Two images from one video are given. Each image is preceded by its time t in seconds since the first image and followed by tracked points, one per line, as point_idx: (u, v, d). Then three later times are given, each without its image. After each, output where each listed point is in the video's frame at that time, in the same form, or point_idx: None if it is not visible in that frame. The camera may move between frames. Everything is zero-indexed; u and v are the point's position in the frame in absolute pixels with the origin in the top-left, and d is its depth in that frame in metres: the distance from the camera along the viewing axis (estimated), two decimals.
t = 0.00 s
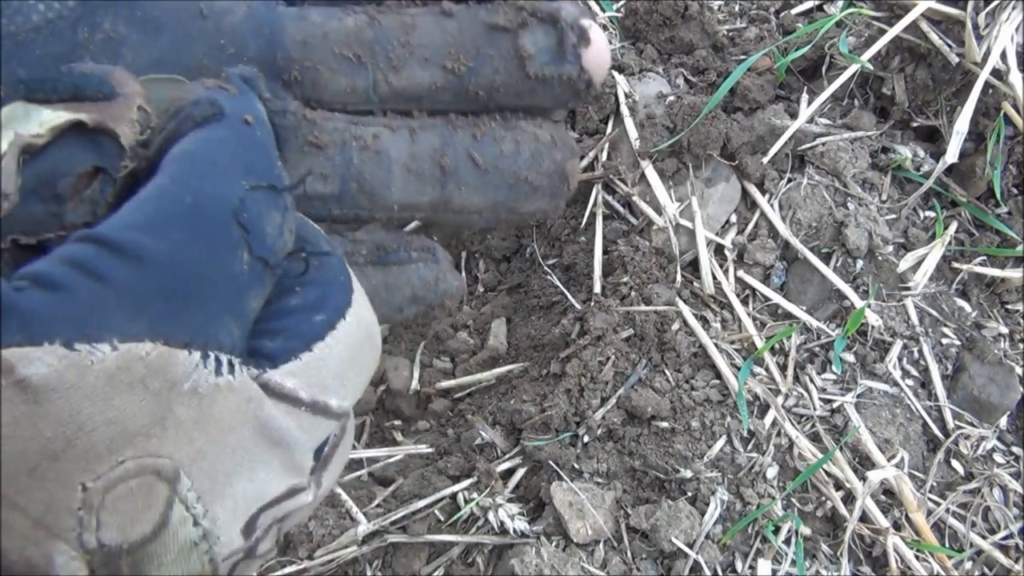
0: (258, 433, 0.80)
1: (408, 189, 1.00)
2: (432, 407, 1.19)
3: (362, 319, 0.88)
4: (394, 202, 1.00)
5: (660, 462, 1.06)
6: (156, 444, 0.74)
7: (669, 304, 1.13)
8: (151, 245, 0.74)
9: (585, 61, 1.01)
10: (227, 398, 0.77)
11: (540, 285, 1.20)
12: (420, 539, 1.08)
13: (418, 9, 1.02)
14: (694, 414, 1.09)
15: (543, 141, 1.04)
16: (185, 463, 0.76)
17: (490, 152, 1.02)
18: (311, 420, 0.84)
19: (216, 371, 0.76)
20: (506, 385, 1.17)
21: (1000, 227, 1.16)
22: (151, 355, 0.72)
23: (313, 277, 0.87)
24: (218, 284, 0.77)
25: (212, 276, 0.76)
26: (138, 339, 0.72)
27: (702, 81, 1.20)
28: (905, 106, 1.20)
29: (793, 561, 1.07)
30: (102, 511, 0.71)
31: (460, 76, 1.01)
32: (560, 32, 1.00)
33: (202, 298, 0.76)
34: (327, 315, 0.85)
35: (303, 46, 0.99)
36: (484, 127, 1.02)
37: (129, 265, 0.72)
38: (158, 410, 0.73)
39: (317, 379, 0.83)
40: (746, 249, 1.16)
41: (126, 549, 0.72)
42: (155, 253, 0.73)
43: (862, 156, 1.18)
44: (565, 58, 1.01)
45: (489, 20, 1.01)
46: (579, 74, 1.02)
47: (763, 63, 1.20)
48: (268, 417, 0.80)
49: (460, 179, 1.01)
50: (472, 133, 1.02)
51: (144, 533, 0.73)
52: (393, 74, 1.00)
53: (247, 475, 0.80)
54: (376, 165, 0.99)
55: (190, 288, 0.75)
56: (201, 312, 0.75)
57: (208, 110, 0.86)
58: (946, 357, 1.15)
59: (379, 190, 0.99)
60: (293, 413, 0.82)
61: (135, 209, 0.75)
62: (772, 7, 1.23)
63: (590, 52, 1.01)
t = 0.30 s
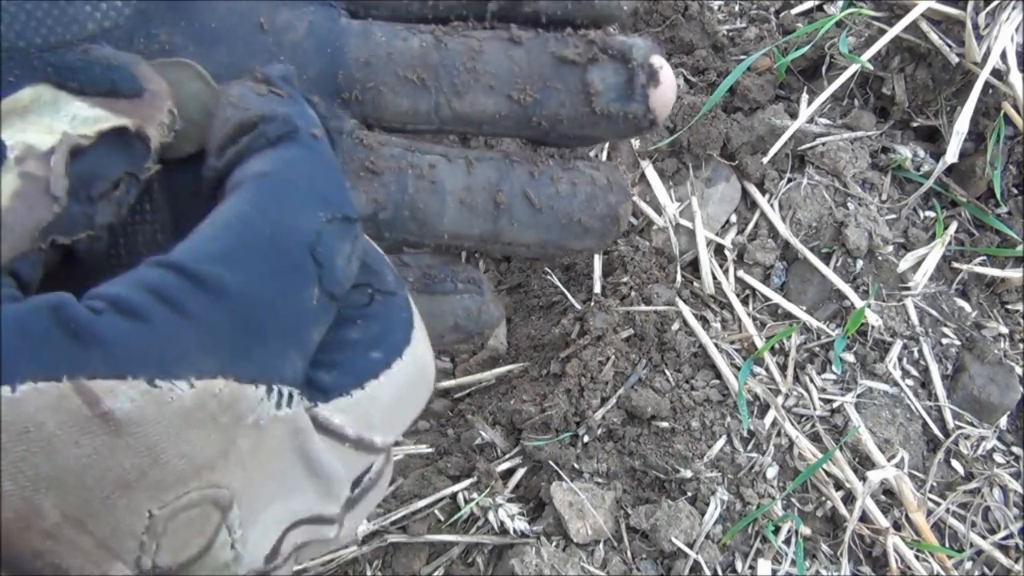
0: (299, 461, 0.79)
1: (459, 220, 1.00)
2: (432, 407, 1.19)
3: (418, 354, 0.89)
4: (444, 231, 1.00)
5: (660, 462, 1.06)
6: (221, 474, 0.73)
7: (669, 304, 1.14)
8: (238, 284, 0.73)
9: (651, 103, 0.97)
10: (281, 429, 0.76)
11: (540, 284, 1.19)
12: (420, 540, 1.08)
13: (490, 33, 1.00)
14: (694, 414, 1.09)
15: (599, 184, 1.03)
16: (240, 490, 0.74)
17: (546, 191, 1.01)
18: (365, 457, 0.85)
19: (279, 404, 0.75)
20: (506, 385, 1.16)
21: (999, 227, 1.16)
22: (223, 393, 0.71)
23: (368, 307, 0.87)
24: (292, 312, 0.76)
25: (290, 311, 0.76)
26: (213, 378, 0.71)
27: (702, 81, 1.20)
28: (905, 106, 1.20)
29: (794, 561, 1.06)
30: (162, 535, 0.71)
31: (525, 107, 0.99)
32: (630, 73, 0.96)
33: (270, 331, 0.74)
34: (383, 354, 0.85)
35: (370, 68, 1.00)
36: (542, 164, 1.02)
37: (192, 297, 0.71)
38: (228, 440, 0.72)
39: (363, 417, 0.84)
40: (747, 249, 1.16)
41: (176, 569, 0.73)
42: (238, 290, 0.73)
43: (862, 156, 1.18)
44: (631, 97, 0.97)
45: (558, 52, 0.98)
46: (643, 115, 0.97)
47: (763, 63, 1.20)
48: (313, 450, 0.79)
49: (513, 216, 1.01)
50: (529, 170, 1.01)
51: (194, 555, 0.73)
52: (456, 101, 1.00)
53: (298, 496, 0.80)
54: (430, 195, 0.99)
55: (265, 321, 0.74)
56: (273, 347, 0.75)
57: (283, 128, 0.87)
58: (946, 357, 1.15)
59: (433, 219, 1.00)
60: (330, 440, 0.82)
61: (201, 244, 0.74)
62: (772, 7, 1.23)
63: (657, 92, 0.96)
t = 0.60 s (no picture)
0: (292, 442, 0.78)
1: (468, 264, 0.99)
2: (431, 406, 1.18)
3: (441, 340, 0.82)
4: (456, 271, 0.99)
5: (660, 462, 1.06)
6: (190, 447, 0.74)
7: (669, 304, 1.14)
8: (187, 253, 0.76)
9: (656, 165, 1.01)
10: (259, 399, 0.76)
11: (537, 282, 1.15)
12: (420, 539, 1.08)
13: (510, 89, 1.00)
14: (694, 414, 1.09)
15: (604, 237, 1.03)
16: (218, 468, 0.75)
17: (555, 243, 1.01)
18: (387, 455, 0.82)
19: (251, 371, 0.76)
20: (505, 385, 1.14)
21: (1000, 227, 1.16)
22: (176, 353, 0.73)
23: (390, 290, 0.84)
24: (252, 275, 0.78)
25: (250, 272, 0.78)
26: (164, 340, 0.73)
27: (702, 81, 1.20)
28: (905, 106, 1.19)
29: (793, 560, 1.07)
30: (124, 513, 0.72)
31: (538, 162, 1.00)
32: (638, 137, 0.99)
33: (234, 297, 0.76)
34: (391, 337, 0.82)
35: (393, 116, 0.98)
36: (552, 215, 1.02)
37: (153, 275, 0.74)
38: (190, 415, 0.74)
39: (363, 400, 0.81)
40: (747, 249, 1.16)
41: (150, 552, 0.73)
42: (188, 259, 0.76)
43: (862, 156, 1.18)
44: (639, 159, 1.00)
45: (572, 113, 0.99)
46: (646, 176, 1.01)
47: (763, 63, 1.20)
48: (306, 425, 0.79)
49: (522, 264, 1.00)
50: (539, 220, 1.01)
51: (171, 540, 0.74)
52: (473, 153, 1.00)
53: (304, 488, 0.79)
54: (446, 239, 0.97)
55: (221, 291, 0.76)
56: (231, 305, 0.76)
57: (248, 121, 0.86)
58: (946, 357, 1.15)
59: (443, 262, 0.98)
60: (326, 427, 0.80)
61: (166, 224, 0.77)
62: (772, 7, 1.23)
63: (662, 155, 1.00)
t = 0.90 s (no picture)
0: (258, 373, 0.74)
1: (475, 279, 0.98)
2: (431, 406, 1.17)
3: (392, 247, 0.78)
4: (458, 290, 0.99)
5: (660, 462, 1.06)
6: (133, 377, 0.71)
7: (669, 304, 1.14)
8: (117, 190, 0.74)
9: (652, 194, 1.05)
10: (210, 330, 0.73)
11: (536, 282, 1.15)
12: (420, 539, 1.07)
13: (521, 118, 1.02)
14: (694, 414, 1.09)
15: (598, 258, 1.04)
16: (172, 399, 0.72)
17: (555, 264, 1.02)
18: (361, 372, 0.77)
19: (200, 302, 0.73)
20: (506, 385, 1.14)
21: (999, 227, 1.16)
22: (117, 282, 0.71)
23: (342, 214, 0.80)
24: (193, 214, 0.75)
25: (194, 221, 0.74)
26: (102, 268, 0.71)
27: (702, 81, 1.20)
28: (905, 106, 1.19)
29: (793, 560, 1.07)
30: (74, 448, 0.70)
31: (546, 189, 1.02)
32: (638, 172, 1.02)
33: (176, 235, 0.73)
34: (344, 253, 0.77)
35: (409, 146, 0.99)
36: (552, 237, 1.02)
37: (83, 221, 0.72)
38: (132, 343, 0.71)
39: (322, 317, 0.76)
40: (747, 249, 1.16)
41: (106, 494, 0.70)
42: (119, 196, 0.73)
43: (862, 156, 1.18)
44: (637, 193, 1.03)
45: (578, 145, 1.01)
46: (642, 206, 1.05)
47: (763, 63, 1.20)
48: (265, 349, 0.74)
49: (523, 284, 1.01)
50: (540, 242, 1.01)
51: (132, 477, 0.70)
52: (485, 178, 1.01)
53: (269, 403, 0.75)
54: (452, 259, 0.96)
55: (146, 224, 0.73)
56: (177, 246, 0.73)
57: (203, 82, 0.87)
58: (946, 357, 1.15)
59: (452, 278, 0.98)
60: (294, 351, 0.76)
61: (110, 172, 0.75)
62: (772, 7, 1.23)
63: (659, 186, 1.05)
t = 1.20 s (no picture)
0: (257, 319, 0.71)
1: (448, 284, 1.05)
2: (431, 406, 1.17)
3: (375, 194, 0.76)
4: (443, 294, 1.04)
5: (660, 462, 1.06)
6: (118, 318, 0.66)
7: (669, 304, 1.14)
8: (109, 147, 0.70)
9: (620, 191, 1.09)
10: (206, 280, 0.69)
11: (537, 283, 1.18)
12: (420, 540, 1.07)
13: (509, 141, 1.04)
14: (694, 414, 1.09)
15: (559, 267, 1.11)
16: (169, 338, 0.68)
17: (524, 272, 1.08)
18: (357, 311, 0.75)
19: (194, 252, 0.69)
20: (506, 385, 1.15)
21: (1000, 227, 1.16)
22: (108, 229, 0.66)
23: (318, 169, 0.78)
24: (186, 169, 0.72)
25: (173, 166, 0.71)
26: (95, 215, 0.67)
27: (702, 81, 1.20)
28: (905, 106, 1.19)
29: (793, 560, 1.07)
30: (75, 391, 0.65)
31: (524, 207, 1.05)
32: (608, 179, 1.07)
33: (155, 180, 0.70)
34: (331, 203, 0.75)
35: (414, 164, 0.99)
36: (523, 249, 1.08)
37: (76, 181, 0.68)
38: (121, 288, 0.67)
39: (323, 262, 0.74)
40: (747, 249, 1.16)
41: (115, 439, 0.66)
42: (111, 152, 0.70)
43: (862, 156, 1.18)
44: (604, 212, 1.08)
45: (557, 166, 1.04)
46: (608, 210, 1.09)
47: (763, 63, 1.20)
48: (265, 298, 0.71)
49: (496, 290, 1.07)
50: (512, 253, 1.07)
51: (134, 422, 0.66)
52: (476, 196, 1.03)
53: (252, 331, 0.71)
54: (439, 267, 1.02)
55: (139, 172, 0.70)
56: (171, 194, 0.70)
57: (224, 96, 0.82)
58: (946, 357, 1.15)
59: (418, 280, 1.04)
60: (289, 296, 0.73)
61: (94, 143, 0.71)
62: (772, 7, 1.23)
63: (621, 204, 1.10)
